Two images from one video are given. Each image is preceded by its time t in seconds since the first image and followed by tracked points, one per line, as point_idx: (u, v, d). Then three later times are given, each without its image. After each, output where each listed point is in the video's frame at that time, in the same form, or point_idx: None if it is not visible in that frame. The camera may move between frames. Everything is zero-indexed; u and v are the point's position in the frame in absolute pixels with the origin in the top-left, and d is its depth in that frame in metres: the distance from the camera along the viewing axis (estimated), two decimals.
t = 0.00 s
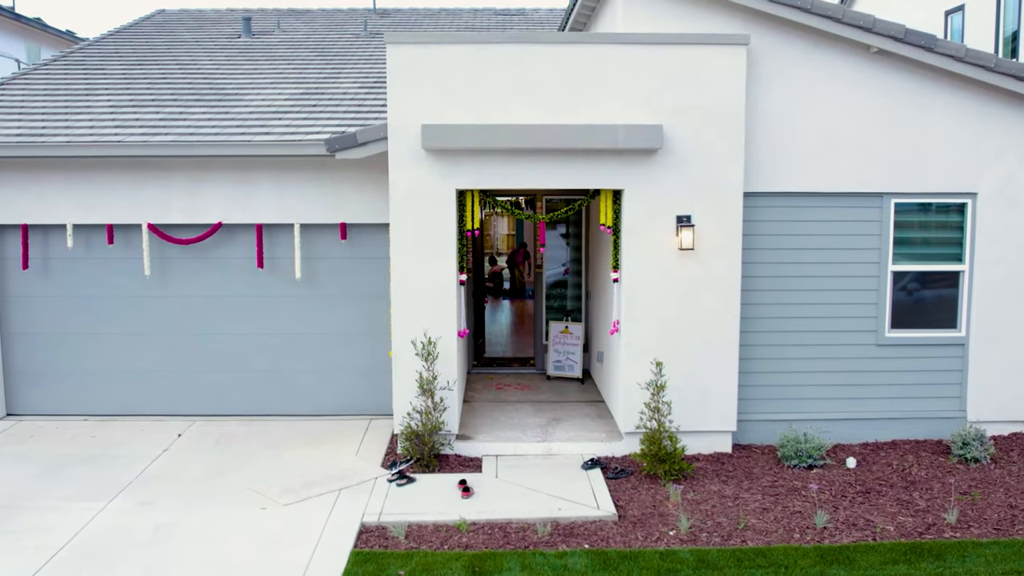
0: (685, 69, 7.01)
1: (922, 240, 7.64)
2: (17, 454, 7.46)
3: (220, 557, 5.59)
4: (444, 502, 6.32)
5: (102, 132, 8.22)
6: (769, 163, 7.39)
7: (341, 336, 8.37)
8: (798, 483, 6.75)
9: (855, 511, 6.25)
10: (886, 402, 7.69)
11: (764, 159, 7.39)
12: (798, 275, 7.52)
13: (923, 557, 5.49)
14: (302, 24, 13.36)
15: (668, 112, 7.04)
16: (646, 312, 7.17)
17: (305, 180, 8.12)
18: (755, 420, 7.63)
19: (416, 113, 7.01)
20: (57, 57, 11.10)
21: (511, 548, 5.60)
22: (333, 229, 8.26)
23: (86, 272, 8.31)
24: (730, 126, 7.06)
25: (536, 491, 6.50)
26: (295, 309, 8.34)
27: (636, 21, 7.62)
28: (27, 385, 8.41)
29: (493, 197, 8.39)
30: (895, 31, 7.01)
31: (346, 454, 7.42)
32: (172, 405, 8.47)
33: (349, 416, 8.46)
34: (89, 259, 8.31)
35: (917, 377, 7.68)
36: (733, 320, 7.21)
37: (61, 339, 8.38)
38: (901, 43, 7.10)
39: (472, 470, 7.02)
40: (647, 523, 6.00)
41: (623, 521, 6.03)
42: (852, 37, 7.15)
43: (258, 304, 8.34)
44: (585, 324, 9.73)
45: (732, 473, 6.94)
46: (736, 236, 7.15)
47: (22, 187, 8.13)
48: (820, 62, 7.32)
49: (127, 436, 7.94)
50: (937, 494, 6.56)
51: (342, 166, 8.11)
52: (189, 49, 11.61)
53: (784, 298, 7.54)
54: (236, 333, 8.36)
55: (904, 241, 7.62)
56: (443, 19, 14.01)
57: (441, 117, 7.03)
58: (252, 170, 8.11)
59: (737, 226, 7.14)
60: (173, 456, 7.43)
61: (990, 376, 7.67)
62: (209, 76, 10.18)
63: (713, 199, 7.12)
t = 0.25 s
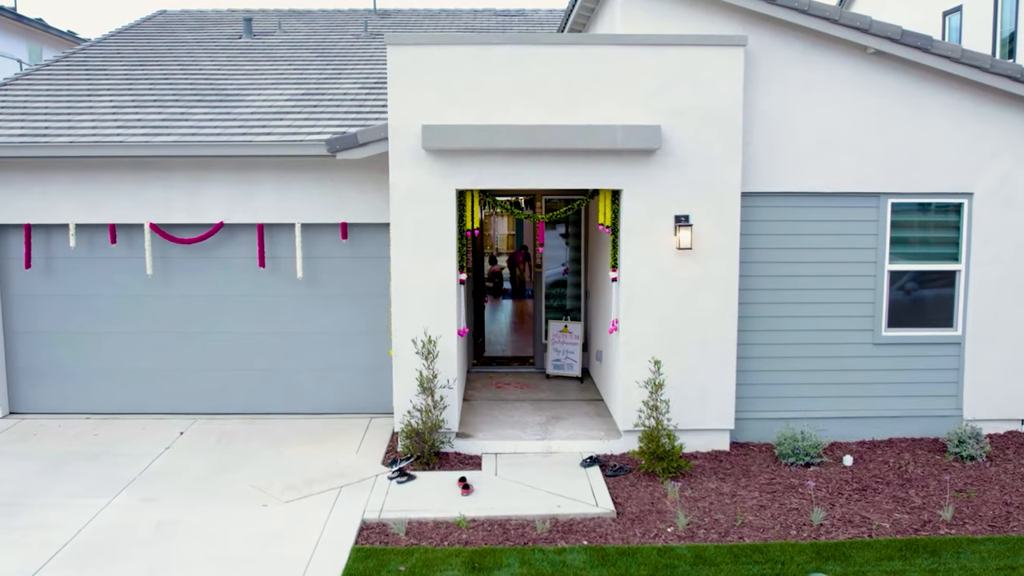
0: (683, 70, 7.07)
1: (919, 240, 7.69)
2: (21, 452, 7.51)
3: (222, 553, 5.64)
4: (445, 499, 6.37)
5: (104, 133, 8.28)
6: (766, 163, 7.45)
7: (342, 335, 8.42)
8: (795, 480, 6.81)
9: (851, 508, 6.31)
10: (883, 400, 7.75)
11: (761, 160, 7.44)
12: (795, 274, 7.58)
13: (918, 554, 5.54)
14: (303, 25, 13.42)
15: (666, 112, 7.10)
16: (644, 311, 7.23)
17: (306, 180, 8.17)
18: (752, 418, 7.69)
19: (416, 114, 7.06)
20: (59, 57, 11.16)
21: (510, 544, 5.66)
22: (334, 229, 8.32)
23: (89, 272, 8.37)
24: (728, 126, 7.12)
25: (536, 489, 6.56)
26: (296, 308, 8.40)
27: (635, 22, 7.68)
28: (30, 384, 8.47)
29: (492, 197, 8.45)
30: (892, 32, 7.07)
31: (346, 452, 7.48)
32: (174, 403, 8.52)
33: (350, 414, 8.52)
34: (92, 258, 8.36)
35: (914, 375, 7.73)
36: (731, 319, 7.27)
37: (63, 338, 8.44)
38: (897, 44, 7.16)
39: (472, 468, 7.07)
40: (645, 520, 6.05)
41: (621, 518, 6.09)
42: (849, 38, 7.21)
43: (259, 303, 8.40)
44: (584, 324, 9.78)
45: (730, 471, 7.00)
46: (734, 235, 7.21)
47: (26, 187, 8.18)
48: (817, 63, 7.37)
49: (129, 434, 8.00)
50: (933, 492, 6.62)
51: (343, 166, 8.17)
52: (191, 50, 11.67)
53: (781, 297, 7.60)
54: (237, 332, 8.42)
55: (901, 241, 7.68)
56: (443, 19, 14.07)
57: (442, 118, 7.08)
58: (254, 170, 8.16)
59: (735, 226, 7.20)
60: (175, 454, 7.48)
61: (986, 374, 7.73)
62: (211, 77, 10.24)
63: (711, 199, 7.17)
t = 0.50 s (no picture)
0: (682, 71, 7.14)
1: (914, 240, 7.76)
2: (25, 450, 7.57)
3: (225, 550, 5.70)
4: (445, 496, 6.44)
5: (107, 133, 8.34)
6: (764, 163, 7.51)
7: (342, 334, 8.49)
8: (792, 478, 6.87)
9: (847, 505, 6.37)
10: (880, 398, 7.81)
11: (759, 160, 7.50)
12: (792, 273, 7.64)
13: (913, 549, 5.61)
14: (304, 25, 13.49)
15: (664, 113, 7.16)
16: (642, 310, 7.29)
17: (307, 180, 8.24)
18: (750, 416, 7.75)
19: (417, 114, 7.13)
20: (61, 58, 11.22)
21: (510, 540, 5.72)
22: (335, 229, 8.39)
23: (92, 271, 8.43)
24: (725, 127, 7.18)
25: (535, 486, 6.63)
26: (297, 307, 8.46)
27: (633, 24, 7.74)
28: (33, 382, 8.53)
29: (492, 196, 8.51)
30: (888, 34, 7.13)
31: (348, 449, 7.55)
32: (176, 401, 8.59)
33: (351, 413, 8.58)
34: (95, 258, 8.43)
35: (910, 374, 7.80)
36: (729, 318, 7.33)
37: (67, 337, 8.50)
38: (893, 45, 7.22)
39: (472, 465, 7.14)
40: (643, 516, 6.12)
41: (620, 514, 6.15)
42: (846, 40, 7.27)
43: (261, 302, 8.46)
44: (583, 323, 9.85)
45: (727, 468, 7.06)
46: (731, 235, 7.28)
47: (29, 187, 8.25)
48: (814, 64, 7.44)
49: (132, 432, 8.06)
50: (928, 489, 6.69)
51: (343, 166, 8.23)
52: (192, 50, 11.73)
53: (778, 296, 7.66)
54: (239, 331, 8.49)
55: (897, 240, 7.74)
56: (443, 20, 14.14)
57: (442, 118, 7.15)
58: (255, 170, 8.22)
59: (732, 226, 7.27)
60: (178, 452, 7.55)
61: (981, 373, 7.79)
62: (212, 78, 10.30)
63: (708, 199, 7.24)
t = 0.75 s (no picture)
0: (680, 72, 7.21)
1: (910, 239, 7.83)
2: (29, 447, 7.65)
3: (228, 545, 5.78)
4: (445, 492, 6.51)
5: (110, 133, 8.42)
6: (761, 163, 7.58)
7: (344, 332, 8.56)
8: (788, 474, 6.94)
9: (843, 501, 6.44)
10: (876, 396, 7.88)
11: (756, 160, 7.57)
12: (789, 272, 7.71)
13: (907, 544, 5.68)
14: (305, 26, 13.57)
15: (662, 114, 7.24)
16: (641, 308, 7.36)
17: (309, 180, 8.31)
18: (747, 413, 7.83)
19: (417, 115, 7.20)
20: (64, 59, 11.30)
21: (509, 535, 5.80)
22: (336, 228, 8.46)
23: (95, 270, 8.51)
24: (723, 127, 7.26)
25: (534, 483, 6.70)
26: (299, 306, 8.53)
27: (631, 25, 7.82)
28: (37, 380, 8.61)
29: (492, 196, 8.59)
30: (884, 35, 7.20)
31: (349, 447, 7.62)
32: (178, 399, 8.66)
33: (352, 410, 8.65)
34: (98, 257, 8.50)
35: (906, 372, 7.87)
36: (726, 316, 7.40)
37: (70, 335, 8.58)
38: (889, 46, 7.29)
39: (472, 462, 7.21)
40: (641, 512, 6.19)
41: (618, 510, 6.23)
42: (842, 41, 7.34)
43: (263, 301, 8.53)
44: (582, 322, 9.93)
45: (725, 466, 7.13)
46: (729, 234, 7.35)
47: (33, 187, 8.32)
48: (810, 66, 7.51)
49: (135, 430, 8.13)
50: (923, 486, 6.76)
51: (344, 166, 8.30)
52: (194, 51, 11.81)
53: (775, 295, 7.73)
54: (241, 330, 8.56)
55: (893, 239, 7.81)
56: (443, 21, 14.22)
57: (442, 119, 7.22)
58: (257, 170, 8.29)
59: (730, 225, 7.34)
60: (181, 449, 7.62)
61: (977, 371, 7.86)
62: (214, 79, 10.38)
63: (706, 199, 7.31)
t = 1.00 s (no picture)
0: (677, 73, 7.29)
1: (905, 239, 7.91)
2: (33, 444, 7.73)
3: (231, 540, 5.86)
4: (445, 488, 6.59)
5: (113, 133, 8.49)
6: (758, 163, 7.66)
7: (345, 331, 8.64)
8: (784, 471, 7.02)
9: (838, 497, 6.52)
10: (872, 394, 7.96)
11: (753, 160, 7.66)
12: (786, 271, 7.80)
13: (901, 539, 5.76)
14: (306, 27, 13.65)
15: (660, 114, 7.32)
16: (639, 307, 7.44)
17: (310, 180, 8.39)
18: (744, 411, 7.91)
19: (417, 116, 7.29)
20: (66, 59, 11.39)
21: (508, 530, 5.88)
22: (337, 228, 8.54)
23: (99, 268, 8.59)
24: (720, 128, 7.34)
25: (533, 479, 6.78)
26: (300, 305, 8.61)
27: (629, 27, 7.90)
28: (41, 378, 8.69)
29: (492, 196, 8.67)
30: (879, 37, 7.29)
31: (350, 444, 7.70)
32: (181, 397, 8.74)
33: (353, 408, 8.73)
34: (101, 256, 8.58)
35: (902, 370, 7.95)
36: (723, 315, 7.49)
37: (74, 333, 8.66)
38: (883, 47, 7.37)
39: (471, 459, 7.29)
40: (638, 508, 6.27)
41: (615, 506, 6.31)
42: (838, 43, 7.42)
43: (265, 300, 8.61)
44: (581, 320, 10.01)
45: (721, 462, 7.21)
46: (726, 234, 7.43)
47: (37, 186, 8.40)
48: (806, 67, 7.59)
49: (138, 427, 8.21)
50: (917, 482, 6.84)
51: (345, 166, 8.37)
52: (195, 52, 11.90)
53: (772, 293, 7.82)
54: (243, 328, 8.64)
55: (889, 239, 7.89)
56: (443, 22, 14.31)
57: (442, 119, 7.30)
58: (258, 170, 8.37)
59: (727, 225, 7.42)
60: (184, 446, 7.71)
61: (972, 369, 7.94)
62: (216, 79, 10.46)
63: (703, 199, 7.39)
